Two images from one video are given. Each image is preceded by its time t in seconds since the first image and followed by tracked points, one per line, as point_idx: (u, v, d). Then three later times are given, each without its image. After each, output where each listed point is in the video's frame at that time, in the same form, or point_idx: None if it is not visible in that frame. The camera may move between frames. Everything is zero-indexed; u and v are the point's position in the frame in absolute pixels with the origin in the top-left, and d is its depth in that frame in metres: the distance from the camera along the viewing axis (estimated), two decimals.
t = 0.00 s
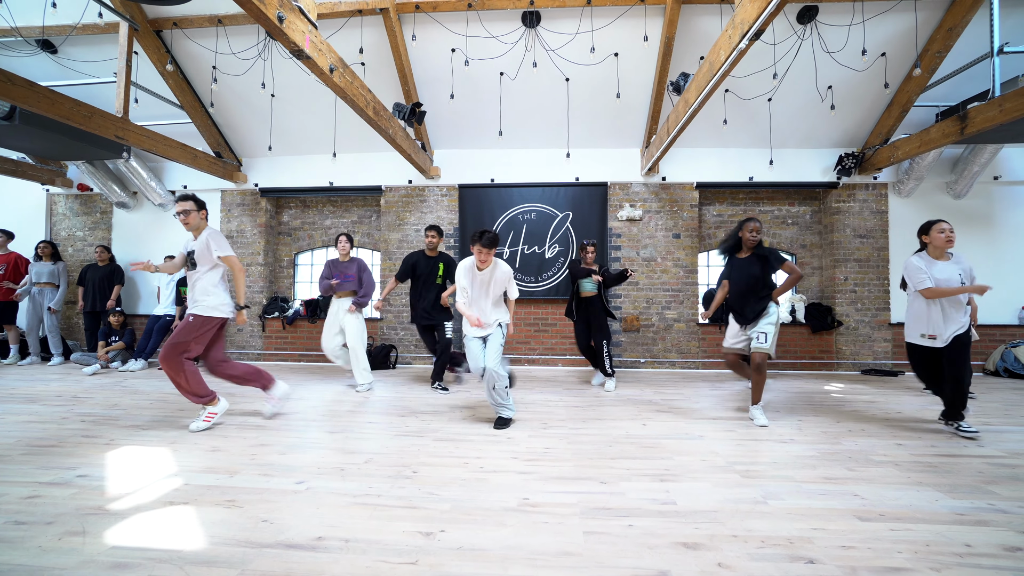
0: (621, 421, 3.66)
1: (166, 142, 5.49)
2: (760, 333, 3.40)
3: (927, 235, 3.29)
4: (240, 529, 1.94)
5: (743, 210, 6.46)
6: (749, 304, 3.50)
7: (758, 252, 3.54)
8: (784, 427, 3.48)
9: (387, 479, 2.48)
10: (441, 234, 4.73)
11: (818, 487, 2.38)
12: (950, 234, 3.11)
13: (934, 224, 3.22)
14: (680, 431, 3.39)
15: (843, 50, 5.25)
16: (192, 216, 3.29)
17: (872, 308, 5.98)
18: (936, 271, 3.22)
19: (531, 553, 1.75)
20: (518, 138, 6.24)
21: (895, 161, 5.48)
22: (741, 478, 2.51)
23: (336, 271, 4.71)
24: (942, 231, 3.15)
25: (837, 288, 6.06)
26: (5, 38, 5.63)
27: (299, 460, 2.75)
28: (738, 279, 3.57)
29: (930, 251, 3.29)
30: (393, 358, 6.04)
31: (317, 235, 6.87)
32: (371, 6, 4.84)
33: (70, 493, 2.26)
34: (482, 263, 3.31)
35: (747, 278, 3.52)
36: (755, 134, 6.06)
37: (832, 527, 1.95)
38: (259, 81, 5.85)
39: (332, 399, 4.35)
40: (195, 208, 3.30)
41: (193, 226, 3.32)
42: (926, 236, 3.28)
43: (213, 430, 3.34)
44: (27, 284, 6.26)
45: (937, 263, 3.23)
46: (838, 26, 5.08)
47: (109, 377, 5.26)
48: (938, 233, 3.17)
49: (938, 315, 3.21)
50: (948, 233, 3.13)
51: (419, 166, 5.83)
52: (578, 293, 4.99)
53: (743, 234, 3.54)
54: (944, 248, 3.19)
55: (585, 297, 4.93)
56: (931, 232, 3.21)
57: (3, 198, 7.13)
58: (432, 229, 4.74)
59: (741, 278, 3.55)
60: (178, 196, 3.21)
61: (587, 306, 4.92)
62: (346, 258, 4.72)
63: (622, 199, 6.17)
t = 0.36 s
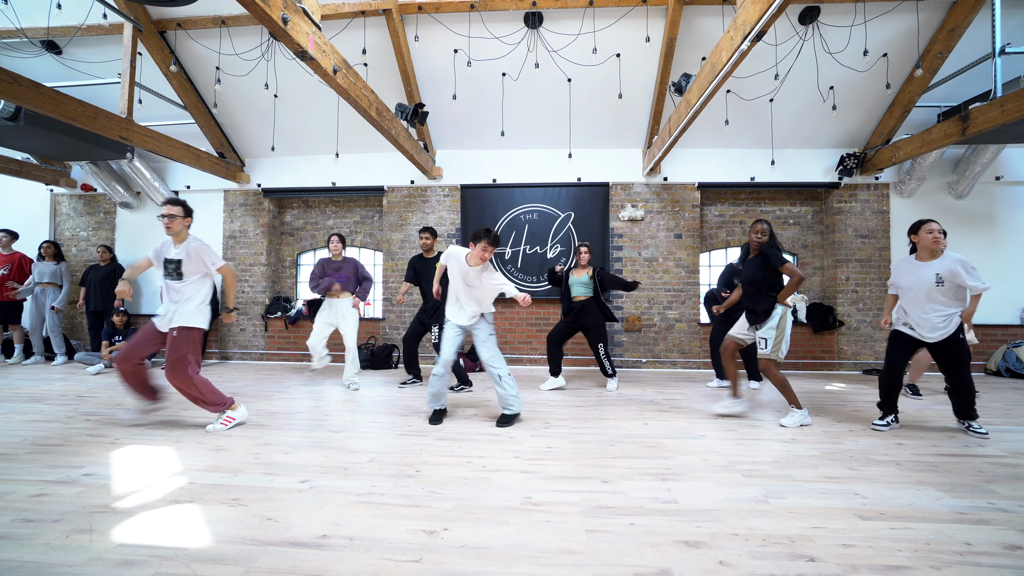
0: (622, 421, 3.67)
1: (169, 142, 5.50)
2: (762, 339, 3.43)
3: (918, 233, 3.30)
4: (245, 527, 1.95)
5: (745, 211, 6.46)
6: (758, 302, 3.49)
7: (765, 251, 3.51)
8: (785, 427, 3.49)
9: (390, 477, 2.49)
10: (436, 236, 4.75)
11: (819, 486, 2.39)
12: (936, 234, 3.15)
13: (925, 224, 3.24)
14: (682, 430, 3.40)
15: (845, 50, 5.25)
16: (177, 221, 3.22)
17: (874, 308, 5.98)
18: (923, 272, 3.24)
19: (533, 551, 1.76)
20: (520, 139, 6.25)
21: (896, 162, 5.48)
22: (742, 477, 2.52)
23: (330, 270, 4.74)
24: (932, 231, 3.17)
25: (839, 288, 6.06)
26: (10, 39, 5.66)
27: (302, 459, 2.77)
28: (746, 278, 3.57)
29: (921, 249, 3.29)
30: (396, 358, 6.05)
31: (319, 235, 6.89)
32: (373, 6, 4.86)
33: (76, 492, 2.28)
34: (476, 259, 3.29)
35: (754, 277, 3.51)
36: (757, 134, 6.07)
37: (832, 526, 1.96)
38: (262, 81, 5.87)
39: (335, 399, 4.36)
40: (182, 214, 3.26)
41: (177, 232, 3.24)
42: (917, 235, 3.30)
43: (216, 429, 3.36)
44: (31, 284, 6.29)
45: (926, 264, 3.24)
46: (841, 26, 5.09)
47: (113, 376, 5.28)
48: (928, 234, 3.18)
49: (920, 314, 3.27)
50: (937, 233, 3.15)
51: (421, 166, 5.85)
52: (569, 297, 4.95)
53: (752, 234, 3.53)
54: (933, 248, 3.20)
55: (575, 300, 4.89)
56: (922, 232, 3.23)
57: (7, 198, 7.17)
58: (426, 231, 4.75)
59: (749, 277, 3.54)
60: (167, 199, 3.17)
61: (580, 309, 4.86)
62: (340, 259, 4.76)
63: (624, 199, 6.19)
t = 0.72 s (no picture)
0: (622, 421, 3.66)
1: (169, 142, 5.49)
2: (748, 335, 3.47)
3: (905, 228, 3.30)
4: (244, 527, 1.95)
5: (745, 210, 6.46)
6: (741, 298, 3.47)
7: (749, 247, 3.54)
8: (786, 427, 3.48)
9: (389, 477, 2.49)
10: (435, 233, 4.77)
11: (819, 486, 2.38)
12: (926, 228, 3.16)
13: (911, 218, 3.26)
14: (682, 430, 3.39)
15: (845, 50, 5.24)
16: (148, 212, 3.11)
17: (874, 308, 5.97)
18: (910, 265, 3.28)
19: (532, 551, 1.76)
20: (520, 139, 6.25)
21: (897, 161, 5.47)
22: (742, 477, 2.52)
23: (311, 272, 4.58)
24: (920, 225, 3.19)
25: (839, 288, 6.06)
26: (9, 38, 5.65)
27: (301, 459, 2.76)
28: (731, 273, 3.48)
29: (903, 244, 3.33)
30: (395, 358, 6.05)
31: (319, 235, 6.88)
32: (373, 6, 4.86)
33: (75, 492, 2.28)
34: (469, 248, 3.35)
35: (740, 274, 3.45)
36: (757, 134, 6.07)
37: (833, 526, 1.96)
38: (262, 81, 5.87)
39: (335, 398, 4.36)
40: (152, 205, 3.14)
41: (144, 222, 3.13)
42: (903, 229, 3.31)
43: (216, 429, 3.35)
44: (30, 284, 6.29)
45: (912, 257, 3.29)
46: (841, 26, 5.08)
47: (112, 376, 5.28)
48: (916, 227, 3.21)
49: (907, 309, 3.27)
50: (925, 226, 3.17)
51: (421, 166, 5.85)
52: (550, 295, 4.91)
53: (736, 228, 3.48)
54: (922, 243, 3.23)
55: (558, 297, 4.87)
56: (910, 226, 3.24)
57: (7, 198, 7.17)
58: (427, 228, 4.77)
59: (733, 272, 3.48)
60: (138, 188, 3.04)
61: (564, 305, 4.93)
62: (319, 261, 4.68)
63: (624, 199, 6.18)
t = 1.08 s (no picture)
0: (619, 420, 3.65)
1: (163, 139, 5.43)
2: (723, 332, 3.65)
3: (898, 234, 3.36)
4: (238, 527, 1.92)
5: (740, 210, 6.47)
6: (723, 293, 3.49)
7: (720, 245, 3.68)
8: (783, 426, 3.48)
9: (386, 477, 2.46)
10: (426, 232, 4.71)
11: (817, 485, 2.38)
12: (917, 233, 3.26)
13: (904, 224, 3.32)
14: (678, 430, 3.39)
15: (841, 50, 5.26)
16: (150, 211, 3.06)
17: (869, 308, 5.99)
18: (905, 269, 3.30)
19: (531, 551, 1.75)
20: (516, 138, 6.23)
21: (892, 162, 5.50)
22: (739, 476, 2.52)
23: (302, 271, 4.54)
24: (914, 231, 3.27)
25: (834, 288, 6.08)
26: None
27: (296, 459, 2.73)
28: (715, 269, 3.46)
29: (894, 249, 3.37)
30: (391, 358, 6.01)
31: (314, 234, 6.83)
32: (370, 3, 4.83)
33: (65, 493, 2.24)
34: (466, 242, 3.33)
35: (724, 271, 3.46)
36: (753, 134, 6.08)
37: (830, 524, 1.95)
38: (257, 78, 5.83)
39: (331, 398, 4.32)
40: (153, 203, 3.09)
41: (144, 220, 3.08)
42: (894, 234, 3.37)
43: (210, 429, 3.32)
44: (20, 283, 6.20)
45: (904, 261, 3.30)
46: (837, 26, 5.10)
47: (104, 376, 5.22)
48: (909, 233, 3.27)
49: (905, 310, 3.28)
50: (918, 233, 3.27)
51: (418, 164, 5.83)
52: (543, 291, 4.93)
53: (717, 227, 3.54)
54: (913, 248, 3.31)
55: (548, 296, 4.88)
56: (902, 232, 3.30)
57: None
58: (416, 227, 4.71)
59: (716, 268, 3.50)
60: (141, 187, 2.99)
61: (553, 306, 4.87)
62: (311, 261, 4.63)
63: (620, 198, 6.17)
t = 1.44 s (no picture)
0: (620, 420, 3.66)
1: (162, 138, 5.41)
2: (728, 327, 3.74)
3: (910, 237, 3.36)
4: (241, 528, 1.92)
5: (740, 210, 6.48)
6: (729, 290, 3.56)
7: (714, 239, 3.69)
8: (784, 425, 3.49)
9: (388, 477, 2.46)
10: (435, 232, 4.74)
11: (819, 484, 2.39)
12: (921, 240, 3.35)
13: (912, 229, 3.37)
14: (680, 429, 3.39)
15: (841, 50, 5.27)
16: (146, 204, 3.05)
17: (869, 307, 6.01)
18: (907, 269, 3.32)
19: (536, 551, 1.74)
20: (517, 138, 6.23)
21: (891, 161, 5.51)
22: (742, 475, 2.52)
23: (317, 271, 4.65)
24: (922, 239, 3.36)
25: (834, 287, 6.09)
26: None
27: (299, 459, 2.73)
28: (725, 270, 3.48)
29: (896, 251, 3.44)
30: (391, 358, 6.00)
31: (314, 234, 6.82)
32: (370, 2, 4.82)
33: (67, 493, 2.23)
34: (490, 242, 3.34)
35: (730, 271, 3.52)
36: (753, 134, 6.09)
37: (834, 523, 1.96)
38: (257, 78, 5.81)
39: (332, 397, 4.32)
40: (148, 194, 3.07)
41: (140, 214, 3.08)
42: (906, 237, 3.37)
43: (211, 429, 3.31)
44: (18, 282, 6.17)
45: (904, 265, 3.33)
46: (837, 27, 5.11)
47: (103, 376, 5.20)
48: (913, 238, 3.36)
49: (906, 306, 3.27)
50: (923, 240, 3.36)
51: (418, 164, 5.82)
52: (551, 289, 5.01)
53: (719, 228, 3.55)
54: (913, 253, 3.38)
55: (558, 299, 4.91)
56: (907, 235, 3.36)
57: None
58: (425, 227, 4.73)
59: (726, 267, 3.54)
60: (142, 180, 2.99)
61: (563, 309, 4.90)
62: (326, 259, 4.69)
63: (620, 198, 6.18)
